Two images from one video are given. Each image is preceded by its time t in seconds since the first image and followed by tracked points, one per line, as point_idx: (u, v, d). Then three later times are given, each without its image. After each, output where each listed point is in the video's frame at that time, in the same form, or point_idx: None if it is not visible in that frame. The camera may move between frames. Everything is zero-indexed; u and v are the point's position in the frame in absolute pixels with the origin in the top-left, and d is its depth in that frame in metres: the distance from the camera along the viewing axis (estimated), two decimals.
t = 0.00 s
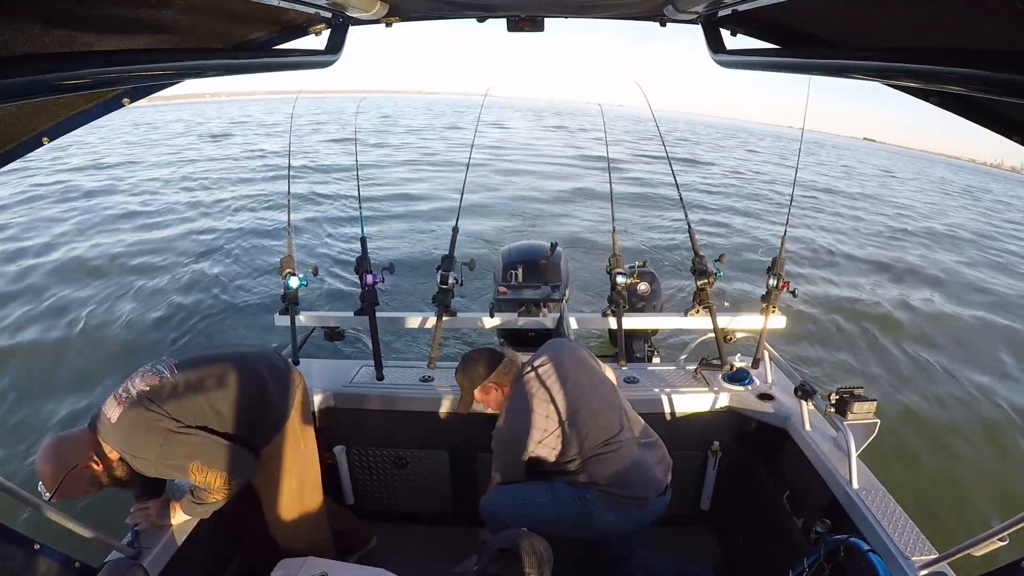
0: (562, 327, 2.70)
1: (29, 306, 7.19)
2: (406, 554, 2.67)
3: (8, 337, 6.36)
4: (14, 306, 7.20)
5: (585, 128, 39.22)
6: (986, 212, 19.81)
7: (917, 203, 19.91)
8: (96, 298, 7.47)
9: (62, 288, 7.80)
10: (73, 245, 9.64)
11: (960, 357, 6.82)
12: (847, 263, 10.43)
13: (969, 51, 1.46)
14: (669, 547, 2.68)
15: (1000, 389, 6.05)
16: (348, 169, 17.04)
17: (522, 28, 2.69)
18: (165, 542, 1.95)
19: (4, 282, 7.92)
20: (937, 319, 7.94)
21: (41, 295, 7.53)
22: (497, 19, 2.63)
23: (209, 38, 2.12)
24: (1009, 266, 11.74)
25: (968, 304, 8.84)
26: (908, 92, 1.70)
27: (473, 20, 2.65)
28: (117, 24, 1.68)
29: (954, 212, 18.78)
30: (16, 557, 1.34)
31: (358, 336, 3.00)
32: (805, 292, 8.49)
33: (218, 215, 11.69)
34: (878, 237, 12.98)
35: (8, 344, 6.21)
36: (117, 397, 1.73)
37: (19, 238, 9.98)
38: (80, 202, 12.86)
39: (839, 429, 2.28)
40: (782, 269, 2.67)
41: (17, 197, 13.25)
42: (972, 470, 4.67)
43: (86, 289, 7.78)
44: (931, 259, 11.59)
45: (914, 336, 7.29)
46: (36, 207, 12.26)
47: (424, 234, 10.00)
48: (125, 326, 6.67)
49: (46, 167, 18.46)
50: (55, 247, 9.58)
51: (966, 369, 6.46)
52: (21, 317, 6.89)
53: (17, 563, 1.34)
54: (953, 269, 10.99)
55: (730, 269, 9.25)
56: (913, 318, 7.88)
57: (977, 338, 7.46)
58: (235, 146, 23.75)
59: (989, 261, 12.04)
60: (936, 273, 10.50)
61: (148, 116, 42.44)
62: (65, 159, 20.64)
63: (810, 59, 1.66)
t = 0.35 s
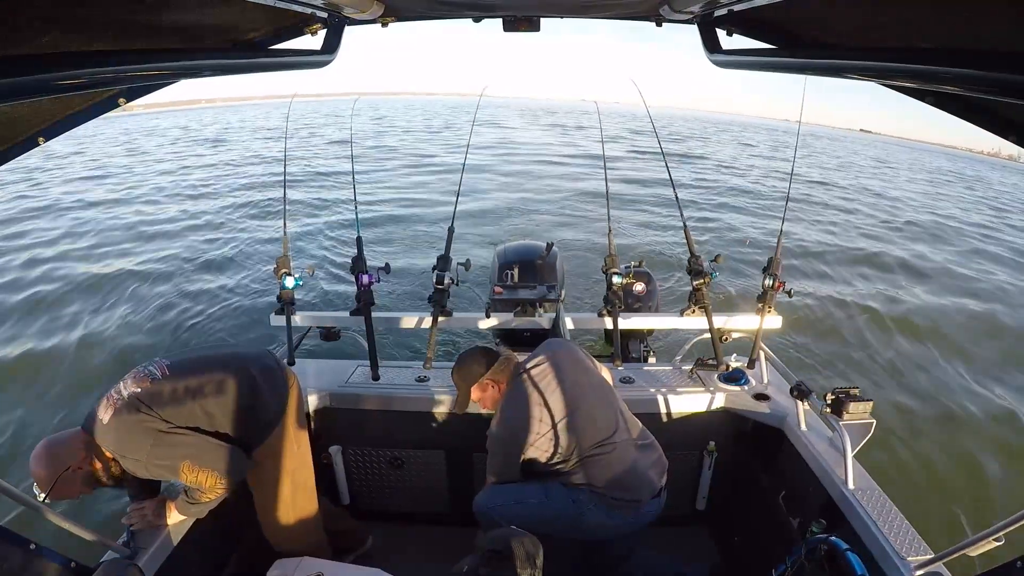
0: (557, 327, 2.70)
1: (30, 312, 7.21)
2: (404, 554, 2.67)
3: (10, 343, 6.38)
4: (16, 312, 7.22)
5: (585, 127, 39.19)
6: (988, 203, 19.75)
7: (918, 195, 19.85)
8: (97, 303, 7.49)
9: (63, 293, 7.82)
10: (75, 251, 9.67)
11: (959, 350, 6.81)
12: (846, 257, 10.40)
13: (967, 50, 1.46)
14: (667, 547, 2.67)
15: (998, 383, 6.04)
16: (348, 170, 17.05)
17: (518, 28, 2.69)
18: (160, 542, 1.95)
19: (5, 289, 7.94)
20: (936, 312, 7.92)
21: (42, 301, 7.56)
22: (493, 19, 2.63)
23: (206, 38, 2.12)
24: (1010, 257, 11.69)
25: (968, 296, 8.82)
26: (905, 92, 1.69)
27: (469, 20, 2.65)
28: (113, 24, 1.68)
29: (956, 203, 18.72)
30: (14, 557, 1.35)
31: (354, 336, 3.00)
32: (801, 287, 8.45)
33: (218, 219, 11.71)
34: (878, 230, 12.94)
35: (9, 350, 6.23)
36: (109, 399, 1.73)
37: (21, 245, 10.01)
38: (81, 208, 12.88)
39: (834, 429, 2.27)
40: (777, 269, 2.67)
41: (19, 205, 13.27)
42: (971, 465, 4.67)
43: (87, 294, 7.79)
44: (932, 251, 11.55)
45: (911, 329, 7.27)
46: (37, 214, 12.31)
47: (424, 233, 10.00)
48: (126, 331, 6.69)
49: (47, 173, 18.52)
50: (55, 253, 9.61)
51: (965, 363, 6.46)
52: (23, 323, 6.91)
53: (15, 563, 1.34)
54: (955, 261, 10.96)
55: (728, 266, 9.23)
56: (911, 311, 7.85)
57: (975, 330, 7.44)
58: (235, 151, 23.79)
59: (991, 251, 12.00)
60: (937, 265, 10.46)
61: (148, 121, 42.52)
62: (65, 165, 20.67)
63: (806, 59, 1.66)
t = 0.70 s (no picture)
0: (555, 326, 2.70)
1: (31, 317, 7.23)
2: (402, 554, 2.66)
3: (12, 349, 6.40)
4: (17, 317, 7.24)
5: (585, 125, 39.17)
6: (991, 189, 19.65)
7: (919, 182, 19.77)
8: (97, 307, 7.49)
9: (63, 298, 7.83)
10: (76, 256, 9.68)
11: (959, 342, 6.79)
12: (846, 248, 10.32)
13: (963, 50, 1.46)
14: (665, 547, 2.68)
15: (997, 377, 6.02)
16: (347, 171, 17.05)
17: (517, 28, 2.69)
18: (158, 542, 1.95)
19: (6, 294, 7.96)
20: (936, 305, 7.90)
21: (43, 305, 7.57)
22: (491, 19, 2.63)
23: (204, 39, 2.12)
24: (1013, 244, 11.63)
25: (970, 285, 8.78)
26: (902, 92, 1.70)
27: (467, 20, 2.65)
28: (111, 25, 1.68)
29: (958, 190, 18.63)
30: (11, 558, 1.34)
31: (352, 336, 3.00)
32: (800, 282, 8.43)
33: (218, 221, 11.72)
34: (879, 220, 12.87)
35: (11, 356, 6.25)
36: (108, 400, 1.72)
37: (22, 250, 10.03)
38: (82, 212, 12.90)
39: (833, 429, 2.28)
40: (776, 269, 2.66)
41: (21, 210, 13.30)
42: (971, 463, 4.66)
43: (88, 298, 7.80)
44: (934, 240, 11.49)
45: (909, 322, 7.24)
46: (39, 219, 12.33)
47: (423, 231, 9.99)
48: (127, 335, 6.70)
49: (47, 178, 18.54)
50: (56, 258, 9.62)
51: (965, 357, 6.46)
52: (25, 328, 6.92)
53: (11, 564, 1.34)
54: (957, 249, 10.92)
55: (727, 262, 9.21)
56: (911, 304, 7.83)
57: (975, 319, 7.41)
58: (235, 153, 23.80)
59: (994, 239, 11.93)
60: (939, 254, 10.41)
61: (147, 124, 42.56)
62: (66, 170, 20.69)
63: (804, 59, 1.66)
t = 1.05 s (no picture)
0: (558, 326, 2.70)
1: (31, 315, 7.24)
2: (403, 555, 2.66)
3: (13, 348, 6.39)
4: (19, 316, 7.24)
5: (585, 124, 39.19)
6: (992, 188, 19.62)
7: (920, 182, 19.74)
8: (98, 306, 7.50)
9: (64, 296, 7.84)
10: (77, 255, 9.69)
11: (960, 342, 6.78)
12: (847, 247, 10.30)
13: (965, 50, 1.46)
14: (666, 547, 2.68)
15: (996, 377, 6.02)
16: (348, 170, 17.04)
17: (520, 28, 2.69)
18: (161, 542, 1.95)
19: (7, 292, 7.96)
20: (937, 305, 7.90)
21: (44, 304, 7.58)
22: (493, 19, 2.63)
23: (205, 39, 2.12)
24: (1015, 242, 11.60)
25: (971, 284, 8.76)
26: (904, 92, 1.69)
27: (470, 20, 2.65)
28: (112, 26, 1.68)
29: (959, 189, 18.61)
30: (12, 557, 1.34)
31: (354, 336, 3.00)
32: (801, 282, 8.43)
33: (218, 220, 11.72)
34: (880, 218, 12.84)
35: (11, 354, 6.26)
36: (113, 401, 1.72)
37: (22, 248, 10.04)
38: (83, 211, 12.91)
39: (836, 429, 2.27)
40: (778, 269, 2.66)
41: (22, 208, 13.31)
42: (971, 463, 4.66)
43: (88, 296, 7.81)
44: (935, 238, 11.47)
45: (910, 322, 7.23)
46: (40, 217, 12.34)
47: (424, 231, 9.99)
48: (128, 334, 6.71)
49: (48, 176, 18.55)
50: (57, 256, 9.63)
51: (966, 356, 6.45)
52: (26, 327, 6.93)
53: (12, 564, 1.34)
54: (958, 248, 10.90)
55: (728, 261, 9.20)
56: (912, 303, 7.82)
57: (976, 318, 7.40)
58: (236, 151, 23.80)
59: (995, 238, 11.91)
60: (941, 252, 10.39)
61: (149, 123, 42.57)
62: (67, 168, 20.71)
63: (806, 58, 1.66)
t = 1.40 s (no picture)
0: (562, 326, 2.70)
1: (30, 310, 7.23)
2: (405, 555, 2.66)
3: (11, 342, 6.38)
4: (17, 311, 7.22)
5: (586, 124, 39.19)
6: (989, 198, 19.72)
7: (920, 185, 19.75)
8: (97, 301, 7.48)
9: (64, 292, 7.82)
10: (76, 249, 9.66)
11: (958, 345, 6.80)
12: (846, 253, 10.34)
13: (968, 50, 1.46)
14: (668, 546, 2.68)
15: (995, 380, 6.03)
16: (349, 169, 17.03)
17: (523, 28, 2.69)
18: (165, 542, 1.95)
19: (6, 286, 7.94)
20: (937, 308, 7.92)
21: (44, 299, 7.56)
22: (497, 19, 2.63)
23: (210, 39, 2.12)
24: (1011, 253, 11.67)
25: (969, 293, 8.80)
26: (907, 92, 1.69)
27: (473, 20, 2.65)
28: (117, 24, 1.68)
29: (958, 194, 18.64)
30: (15, 557, 1.34)
31: (358, 335, 3.00)
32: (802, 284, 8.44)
33: (219, 217, 11.70)
34: (879, 225, 12.90)
35: (10, 348, 6.26)
36: (123, 381, 1.73)
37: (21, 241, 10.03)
38: (82, 205, 12.89)
39: (839, 429, 2.27)
40: (782, 269, 2.66)
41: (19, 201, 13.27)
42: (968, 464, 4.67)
43: (88, 293, 7.80)
44: (933, 247, 11.51)
45: (910, 326, 7.24)
46: (38, 211, 12.30)
47: (425, 232, 9.99)
48: (128, 330, 6.70)
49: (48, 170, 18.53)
50: (55, 251, 9.62)
51: (968, 358, 6.44)
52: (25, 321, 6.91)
53: (16, 563, 1.34)
54: (955, 257, 10.96)
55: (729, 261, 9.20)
56: (910, 309, 7.84)
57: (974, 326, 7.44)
58: (236, 148, 23.79)
59: (992, 249, 11.98)
60: (939, 262, 10.43)
61: (149, 120, 42.55)
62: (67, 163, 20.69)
63: (810, 59, 1.66)
